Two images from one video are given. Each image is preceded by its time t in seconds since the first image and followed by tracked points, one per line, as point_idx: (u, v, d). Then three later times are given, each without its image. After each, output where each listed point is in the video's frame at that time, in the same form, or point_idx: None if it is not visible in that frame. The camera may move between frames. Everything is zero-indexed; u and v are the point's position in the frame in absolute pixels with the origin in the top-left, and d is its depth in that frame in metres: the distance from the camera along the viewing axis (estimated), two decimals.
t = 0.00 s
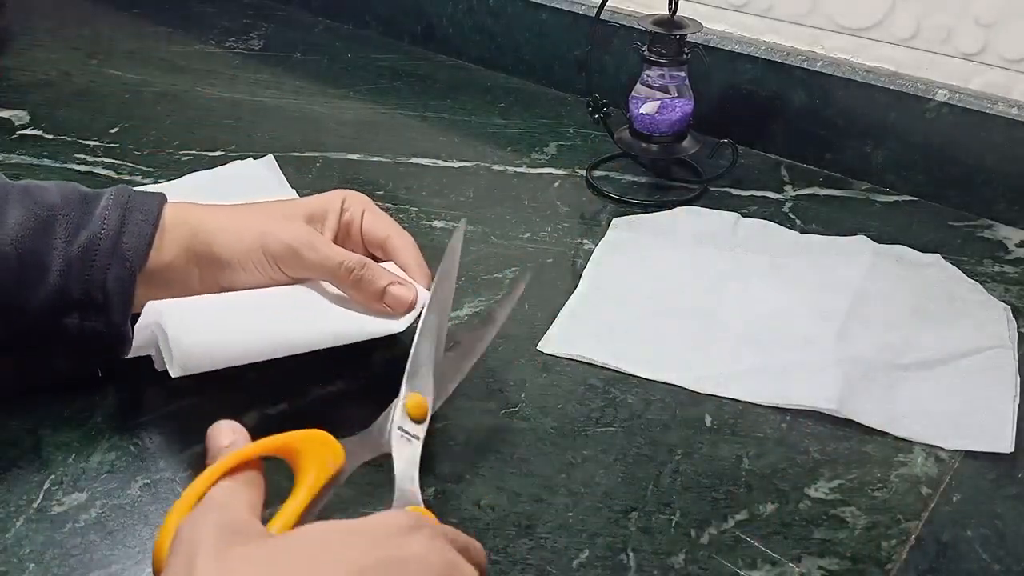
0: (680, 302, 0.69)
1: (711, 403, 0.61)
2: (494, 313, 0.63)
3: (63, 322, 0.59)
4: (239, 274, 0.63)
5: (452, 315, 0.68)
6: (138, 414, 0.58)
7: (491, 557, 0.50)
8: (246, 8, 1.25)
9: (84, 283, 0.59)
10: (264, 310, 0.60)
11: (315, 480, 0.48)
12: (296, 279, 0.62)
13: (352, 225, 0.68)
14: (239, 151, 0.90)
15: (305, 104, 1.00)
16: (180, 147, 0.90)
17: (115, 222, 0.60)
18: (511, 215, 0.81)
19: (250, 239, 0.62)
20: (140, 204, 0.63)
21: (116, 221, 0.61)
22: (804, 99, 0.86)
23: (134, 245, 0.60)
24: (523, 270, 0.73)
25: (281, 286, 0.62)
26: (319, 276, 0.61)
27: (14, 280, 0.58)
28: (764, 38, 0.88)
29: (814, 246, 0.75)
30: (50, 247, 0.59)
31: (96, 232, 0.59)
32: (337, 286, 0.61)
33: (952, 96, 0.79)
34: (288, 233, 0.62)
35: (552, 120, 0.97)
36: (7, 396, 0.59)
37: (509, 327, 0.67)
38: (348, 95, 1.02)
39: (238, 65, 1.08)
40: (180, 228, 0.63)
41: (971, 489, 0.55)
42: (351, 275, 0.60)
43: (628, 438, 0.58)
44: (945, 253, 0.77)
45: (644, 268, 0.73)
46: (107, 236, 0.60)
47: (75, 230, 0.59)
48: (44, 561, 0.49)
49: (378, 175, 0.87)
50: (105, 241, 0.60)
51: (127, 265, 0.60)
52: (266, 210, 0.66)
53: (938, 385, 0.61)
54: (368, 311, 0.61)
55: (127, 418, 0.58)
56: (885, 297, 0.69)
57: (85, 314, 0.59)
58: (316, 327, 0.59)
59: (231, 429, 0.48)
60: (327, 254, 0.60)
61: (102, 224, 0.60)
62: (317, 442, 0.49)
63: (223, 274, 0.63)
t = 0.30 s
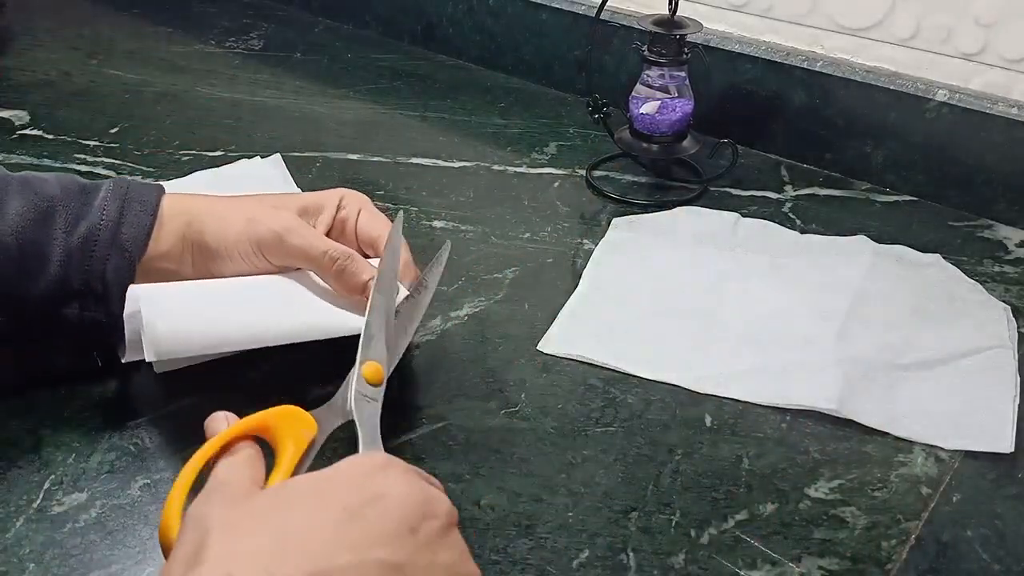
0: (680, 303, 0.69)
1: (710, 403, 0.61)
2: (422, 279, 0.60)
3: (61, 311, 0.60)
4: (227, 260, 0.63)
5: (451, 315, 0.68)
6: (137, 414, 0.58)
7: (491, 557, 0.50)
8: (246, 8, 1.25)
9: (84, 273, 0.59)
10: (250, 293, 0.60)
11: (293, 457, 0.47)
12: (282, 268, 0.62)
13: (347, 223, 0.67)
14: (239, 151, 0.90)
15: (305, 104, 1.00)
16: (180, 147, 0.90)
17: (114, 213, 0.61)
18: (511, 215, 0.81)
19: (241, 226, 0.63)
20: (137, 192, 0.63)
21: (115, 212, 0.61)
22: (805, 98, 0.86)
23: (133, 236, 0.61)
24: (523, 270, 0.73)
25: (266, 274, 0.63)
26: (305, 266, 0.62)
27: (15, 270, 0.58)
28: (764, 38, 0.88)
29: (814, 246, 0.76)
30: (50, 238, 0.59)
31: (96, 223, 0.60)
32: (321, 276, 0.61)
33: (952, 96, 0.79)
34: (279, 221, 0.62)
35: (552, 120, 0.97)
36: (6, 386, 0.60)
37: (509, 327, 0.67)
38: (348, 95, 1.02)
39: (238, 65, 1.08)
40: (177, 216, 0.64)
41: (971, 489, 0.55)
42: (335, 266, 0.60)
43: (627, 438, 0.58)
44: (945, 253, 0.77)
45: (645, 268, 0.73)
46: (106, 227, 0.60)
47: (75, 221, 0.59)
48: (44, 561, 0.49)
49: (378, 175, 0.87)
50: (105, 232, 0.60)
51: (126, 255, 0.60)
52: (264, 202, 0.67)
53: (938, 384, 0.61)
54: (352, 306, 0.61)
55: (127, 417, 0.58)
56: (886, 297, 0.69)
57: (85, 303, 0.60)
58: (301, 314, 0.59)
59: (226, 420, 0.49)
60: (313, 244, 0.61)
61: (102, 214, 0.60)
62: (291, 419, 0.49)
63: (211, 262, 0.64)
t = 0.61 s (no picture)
0: (680, 303, 0.69)
1: (711, 403, 0.61)
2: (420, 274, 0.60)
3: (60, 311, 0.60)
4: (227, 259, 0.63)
5: (451, 315, 0.68)
6: (137, 414, 0.58)
7: (491, 557, 0.50)
8: (246, 8, 1.25)
9: (85, 274, 0.59)
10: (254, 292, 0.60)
11: (302, 456, 0.47)
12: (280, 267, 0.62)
13: (343, 223, 0.67)
14: (239, 151, 0.90)
15: (305, 104, 1.00)
16: (180, 147, 0.90)
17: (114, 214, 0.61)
18: (511, 215, 0.81)
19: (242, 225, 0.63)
20: (138, 192, 0.63)
21: (115, 213, 0.61)
22: (805, 98, 0.86)
23: (133, 237, 0.61)
24: (523, 270, 0.73)
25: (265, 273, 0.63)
26: (304, 266, 0.62)
27: (15, 270, 0.58)
28: (765, 38, 0.88)
29: (814, 246, 0.76)
30: (50, 238, 0.59)
31: (96, 224, 0.60)
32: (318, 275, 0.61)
33: (952, 96, 0.79)
34: (278, 220, 0.62)
35: (552, 120, 0.97)
36: (6, 386, 0.60)
37: (509, 327, 0.67)
38: (348, 95, 1.02)
39: (238, 65, 1.08)
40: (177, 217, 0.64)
41: (971, 489, 0.55)
42: (334, 266, 0.60)
43: (627, 438, 0.58)
44: (945, 253, 0.77)
45: (644, 268, 0.73)
46: (106, 228, 0.60)
47: (76, 222, 0.59)
48: (44, 561, 0.49)
49: (378, 175, 0.87)
50: (105, 233, 0.60)
51: (127, 256, 0.60)
52: (264, 201, 0.67)
53: (937, 385, 0.61)
54: (348, 307, 0.61)
55: (127, 417, 0.58)
56: (885, 297, 0.69)
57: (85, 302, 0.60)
58: (301, 312, 0.59)
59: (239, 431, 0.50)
60: (311, 244, 0.61)
61: (102, 215, 0.60)
62: (295, 424, 0.49)
63: (210, 262, 0.64)
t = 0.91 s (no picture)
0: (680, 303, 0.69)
1: (710, 403, 0.61)
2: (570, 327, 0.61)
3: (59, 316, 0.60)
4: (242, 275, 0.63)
5: (451, 315, 0.68)
6: (137, 414, 0.58)
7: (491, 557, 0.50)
8: (246, 8, 1.25)
9: (80, 278, 0.59)
10: (274, 322, 0.59)
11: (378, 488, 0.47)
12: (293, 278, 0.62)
13: (349, 224, 0.67)
14: (239, 151, 0.90)
15: (305, 104, 1.00)
16: (180, 147, 0.90)
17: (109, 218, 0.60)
18: (511, 215, 0.81)
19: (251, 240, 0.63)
20: (136, 195, 0.62)
21: (111, 217, 0.60)
22: (805, 98, 0.86)
23: (130, 241, 0.60)
24: (523, 270, 0.73)
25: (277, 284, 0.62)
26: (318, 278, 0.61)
27: (9, 275, 0.58)
28: (765, 38, 0.88)
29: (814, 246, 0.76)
30: (45, 243, 0.58)
31: (91, 229, 0.59)
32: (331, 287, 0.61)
33: (952, 96, 0.79)
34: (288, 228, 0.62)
35: (552, 120, 0.97)
36: (6, 386, 0.60)
37: (509, 327, 0.67)
38: (348, 95, 1.02)
39: (238, 65, 1.08)
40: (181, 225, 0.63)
41: (971, 489, 0.55)
42: (349, 276, 0.59)
43: (628, 438, 0.58)
44: (945, 253, 0.77)
45: (645, 269, 0.73)
46: (102, 232, 0.59)
47: (70, 226, 0.59)
48: (44, 561, 0.49)
49: (378, 175, 0.87)
50: (100, 237, 0.59)
51: (123, 260, 0.60)
52: (270, 205, 0.66)
53: (937, 385, 0.61)
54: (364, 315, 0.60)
55: (127, 417, 0.58)
56: (886, 297, 0.69)
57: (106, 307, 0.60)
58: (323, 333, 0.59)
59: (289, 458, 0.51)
60: (327, 256, 0.60)
61: (98, 219, 0.60)
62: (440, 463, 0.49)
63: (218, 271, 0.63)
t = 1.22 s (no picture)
0: (681, 303, 0.69)
1: (710, 403, 0.61)
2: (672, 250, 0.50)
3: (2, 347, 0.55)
4: (250, 320, 0.58)
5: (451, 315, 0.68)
6: (137, 414, 0.58)
7: (491, 557, 0.50)
8: (246, 8, 1.25)
9: (24, 303, 0.54)
10: (320, 401, 0.56)
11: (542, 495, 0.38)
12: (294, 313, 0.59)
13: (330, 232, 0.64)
14: (239, 151, 0.90)
15: (305, 104, 1.00)
16: (179, 147, 0.90)
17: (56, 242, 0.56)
18: (511, 215, 0.81)
19: (263, 287, 0.58)
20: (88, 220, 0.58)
21: (58, 241, 0.56)
22: (805, 98, 0.86)
23: (77, 265, 0.56)
24: (523, 270, 0.73)
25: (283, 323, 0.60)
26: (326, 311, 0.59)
27: None
28: (764, 38, 0.88)
29: (815, 245, 0.76)
30: None
31: (36, 253, 0.55)
32: (351, 318, 0.60)
33: (952, 96, 0.79)
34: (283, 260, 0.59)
35: (552, 120, 0.97)
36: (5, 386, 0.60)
37: (509, 327, 0.67)
38: (348, 95, 1.02)
39: (239, 65, 1.08)
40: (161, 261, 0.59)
41: (971, 489, 0.55)
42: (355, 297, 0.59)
43: (627, 438, 0.58)
44: (945, 253, 0.77)
45: (647, 269, 0.72)
46: (48, 256, 0.55)
47: (14, 250, 0.55)
48: (44, 561, 0.49)
49: (378, 175, 0.87)
50: (45, 261, 0.55)
51: (68, 286, 0.55)
52: (254, 230, 0.61)
53: (938, 386, 0.61)
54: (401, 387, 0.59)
55: (127, 417, 0.58)
56: (886, 297, 0.69)
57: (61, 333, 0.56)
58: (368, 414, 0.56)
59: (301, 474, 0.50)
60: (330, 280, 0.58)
61: (42, 245, 0.55)
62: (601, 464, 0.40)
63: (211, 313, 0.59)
